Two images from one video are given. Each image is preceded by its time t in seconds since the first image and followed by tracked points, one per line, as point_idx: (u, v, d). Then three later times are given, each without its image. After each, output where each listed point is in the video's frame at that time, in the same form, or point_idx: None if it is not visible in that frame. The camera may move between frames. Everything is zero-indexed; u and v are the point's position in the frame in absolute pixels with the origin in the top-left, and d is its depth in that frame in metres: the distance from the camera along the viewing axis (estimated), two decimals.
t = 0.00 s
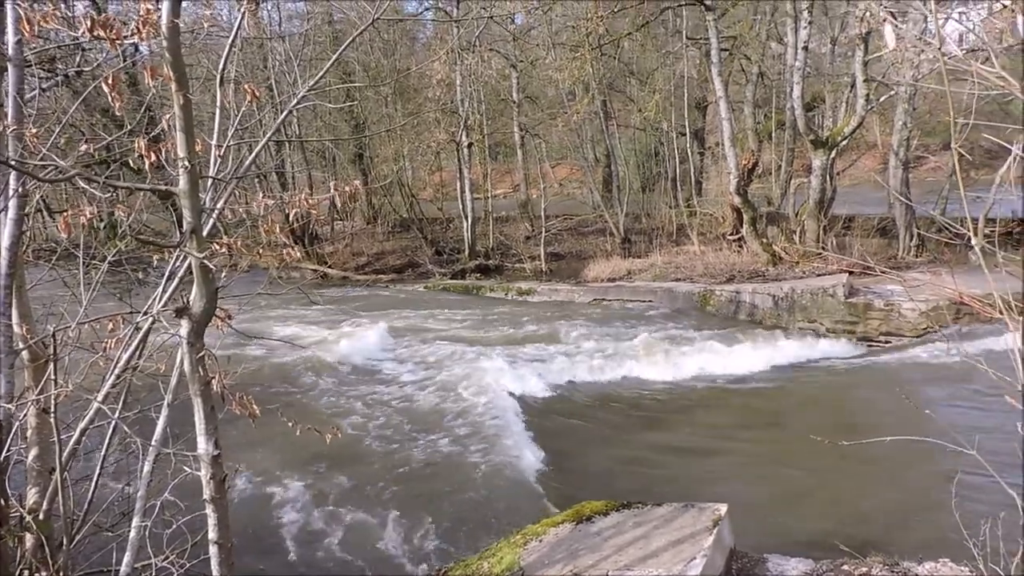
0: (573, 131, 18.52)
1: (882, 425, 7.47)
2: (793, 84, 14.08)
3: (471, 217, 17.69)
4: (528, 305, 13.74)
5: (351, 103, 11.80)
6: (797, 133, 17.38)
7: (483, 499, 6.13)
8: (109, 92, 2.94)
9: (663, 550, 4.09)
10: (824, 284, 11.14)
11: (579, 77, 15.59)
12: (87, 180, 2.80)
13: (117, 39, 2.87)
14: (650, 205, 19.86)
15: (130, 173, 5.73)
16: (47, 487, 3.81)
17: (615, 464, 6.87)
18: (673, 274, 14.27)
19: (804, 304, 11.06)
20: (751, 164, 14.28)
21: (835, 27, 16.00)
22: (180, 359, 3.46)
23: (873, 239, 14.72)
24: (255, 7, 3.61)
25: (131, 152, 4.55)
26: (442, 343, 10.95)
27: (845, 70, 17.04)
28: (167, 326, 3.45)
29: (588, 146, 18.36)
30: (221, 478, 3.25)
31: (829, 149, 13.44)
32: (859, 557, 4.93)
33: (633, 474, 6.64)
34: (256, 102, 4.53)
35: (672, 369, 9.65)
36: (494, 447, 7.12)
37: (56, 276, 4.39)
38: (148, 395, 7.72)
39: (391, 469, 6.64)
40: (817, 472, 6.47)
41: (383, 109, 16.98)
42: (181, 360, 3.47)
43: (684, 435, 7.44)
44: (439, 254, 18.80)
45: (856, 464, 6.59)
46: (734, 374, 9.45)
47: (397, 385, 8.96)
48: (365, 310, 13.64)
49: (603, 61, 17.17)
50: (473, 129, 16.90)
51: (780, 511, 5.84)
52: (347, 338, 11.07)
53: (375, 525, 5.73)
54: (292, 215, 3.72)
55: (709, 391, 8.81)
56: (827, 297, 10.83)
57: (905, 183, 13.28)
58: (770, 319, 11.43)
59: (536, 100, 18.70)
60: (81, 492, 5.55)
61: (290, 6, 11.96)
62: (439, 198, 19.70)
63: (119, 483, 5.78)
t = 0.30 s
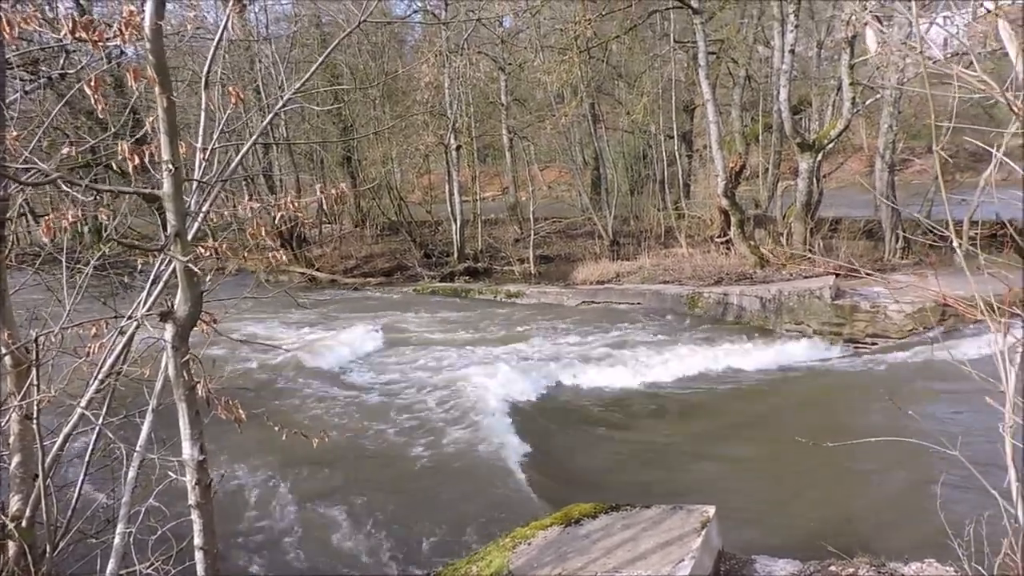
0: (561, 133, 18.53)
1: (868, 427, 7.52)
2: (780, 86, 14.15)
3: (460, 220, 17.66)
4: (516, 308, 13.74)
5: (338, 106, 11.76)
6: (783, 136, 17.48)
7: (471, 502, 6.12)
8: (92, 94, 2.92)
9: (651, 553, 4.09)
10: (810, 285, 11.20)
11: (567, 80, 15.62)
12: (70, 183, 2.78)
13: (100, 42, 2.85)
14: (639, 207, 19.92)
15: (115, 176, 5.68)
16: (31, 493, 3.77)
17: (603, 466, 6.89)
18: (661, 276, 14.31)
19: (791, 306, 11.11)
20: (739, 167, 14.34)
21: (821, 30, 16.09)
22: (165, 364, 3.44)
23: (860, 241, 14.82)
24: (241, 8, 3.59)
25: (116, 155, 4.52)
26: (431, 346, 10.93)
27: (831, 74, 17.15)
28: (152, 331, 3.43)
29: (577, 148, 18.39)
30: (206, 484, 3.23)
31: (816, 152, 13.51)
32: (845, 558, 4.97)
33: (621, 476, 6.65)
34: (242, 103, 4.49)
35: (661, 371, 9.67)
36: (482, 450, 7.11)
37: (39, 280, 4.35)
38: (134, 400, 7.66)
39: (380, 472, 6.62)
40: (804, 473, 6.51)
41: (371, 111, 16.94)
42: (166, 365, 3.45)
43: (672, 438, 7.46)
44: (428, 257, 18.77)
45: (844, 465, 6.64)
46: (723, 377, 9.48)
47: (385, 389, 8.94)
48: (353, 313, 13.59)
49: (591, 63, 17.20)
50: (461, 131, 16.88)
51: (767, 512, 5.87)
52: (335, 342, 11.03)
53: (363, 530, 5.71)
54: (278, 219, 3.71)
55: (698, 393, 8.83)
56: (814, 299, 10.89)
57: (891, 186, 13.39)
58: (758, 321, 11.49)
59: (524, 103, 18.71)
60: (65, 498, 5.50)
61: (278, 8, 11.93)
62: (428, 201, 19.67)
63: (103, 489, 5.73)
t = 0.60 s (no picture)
0: (551, 137, 18.55)
1: (857, 429, 7.56)
2: (769, 90, 14.22)
3: (451, 223, 17.64)
4: (506, 311, 13.72)
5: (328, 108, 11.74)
6: (772, 139, 17.59)
7: (461, 506, 6.11)
8: (78, 97, 2.89)
9: (641, 555, 4.10)
10: (799, 288, 11.25)
11: (557, 84, 15.65)
12: (56, 187, 2.76)
13: (86, 44, 2.83)
14: (629, 210, 19.98)
15: (102, 179, 5.64)
16: (15, 500, 3.73)
17: (594, 469, 6.88)
18: (651, 279, 14.35)
19: (780, 308, 11.16)
20: (728, 170, 14.41)
21: (809, 35, 16.18)
22: (152, 369, 3.42)
23: (848, 244, 14.92)
24: (230, 11, 3.58)
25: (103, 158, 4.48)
26: (421, 349, 10.92)
27: (819, 78, 17.26)
28: (138, 335, 3.41)
29: (567, 152, 18.41)
30: (193, 489, 3.21)
31: (804, 155, 13.58)
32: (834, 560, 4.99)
33: (611, 479, 6.65)
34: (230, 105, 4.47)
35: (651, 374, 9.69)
36: (472, 453, 7.10)
37: (24, 284, 4.31)
38: (121, 405, 7.61)
39: (369, 476, 6.60)
40: (794, 476, 6.53)
41: (361, 114, 16.91)
42: (153, 370, 3.43)
43: (663, 440, 7.46)
44: (419, 260, 18.75)
45: (834, 467, 6.66)
46: (713, 379, 9.50)
47: (375, 392, 8.91)
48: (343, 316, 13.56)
49: (580, 67, 17.24)
50: (451, 134, 16.87)
51: (757, 515, 5.88)
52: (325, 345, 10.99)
53: (353, 534, 5.69)
54: (266, 222, 3.69)
55: (688, 396, 8.84)
56: (803, 301, 10.93)
57: (879, 189, 13.48)
58: (747, 324, 11.54)
59: (514, 106, 18.72)
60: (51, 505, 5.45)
61: (266, 11, 11.90)
62: (418, 204, 19.65)
63: (90, 494, 5.68)
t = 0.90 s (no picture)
0: (538, 139, 18.57)
1: (842, 431, 7.60)
2: (755, 94, 14.27)
3: (438, 225, 17.60)
4: (493, 313, 13.72)
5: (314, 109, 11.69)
6: (758, 143, 17.70)
7: (447, 509, 6.08)
8: (60, 97, 2.87)
9: (626, 558, 4.10)
10: (784, 291, 11.30)
11: (544, 87, 15.67)
12: (37, 188, 2.74)
13: (68, 44, 2.80)
14: (615, 213, 20.04)
15: (85, 179, 5.59)
16: None
17: (580, 473, 6.87)
18: (638, 282, 14.39)
19: (765, 311, 11.21)
20: (714, 173, 14.47)
21: (795, 39, 16.29)
22: (134, 372, 3.39)
23: (833, 247, 15.03)
24: (215, 10, 3.56)
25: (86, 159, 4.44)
26: (407, 352, 10.88)
27: (805, 82, 17.38)
28: (120, 338, 3.38)
29: (554, 154, 18.43)
30: (175, 493, 3.18)
31: (790, 159, 13.66)
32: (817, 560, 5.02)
33: (598, 482, 6.64)
34: (215, 105, 4.43)
35: (638, 377, 9.70)
36: (459, 455, 7.07)
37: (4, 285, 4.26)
38: (103, 408, 7.53)
39: (355, 480, 6.57)
40: (779, 478, 6.56)
41: (348, 116, 16.85)
42: (135, 373, 3.40)
43: (649, 443, 7.47)
44: (406, 262, 18.71)
45: (819, 470, 6.70)
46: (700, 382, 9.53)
47: (361, 395, 8.87)
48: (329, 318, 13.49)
49: (568, 70, 17.27)
50: (439, 136, 16.83)
51: (742, 516, 5.90)
52: (311, 348, 10.93)
53: (337, 538, 5.65)
54: (251, 224, 3.67)
55: (676, 398, 8.86)
56: (788, 304, 10.98)
57: (863, 192, 13.59)
58: (733, 326, 11.59)
59: (502, 108, 18.74)
60: (30, 509, 5.38)
61: (253, 12, 11.83)
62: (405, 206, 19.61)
63: (69, 499, 5.62)
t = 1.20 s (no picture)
0: (527, 142, 18.60)
1: (829, 433, 7.63)
2: (742, 97, 14.34)
3: (426, 228, 17.58)
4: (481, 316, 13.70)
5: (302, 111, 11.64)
6: (745, 146, 17.79)
7: (434, 512, 6.05)
8: (43, 99, 2.84)
9: (615, 560, 4.10)
10: (771, 293, 11.35)
11: (533, 89, 15.68)
12: (20, 190, 2.71)
13: (51, 45, 2.78)
14: (604, 216, 20.10)
15: (69, 182, 5.54)
16: None
17: (568, 475, 6.86)
18: (626, 284, 14.42)
19: (753, 313, 11.26)
20: (702, 176, 14.54)
21: (781, 43, 16.40)
22: (119, 375, 3.36)
23: (820, 250, 15.12)
24: (200, 11, 3.54)
25: (70, 161, 4.41)
26: (396, 355, 10.84)
27: (791, 85, 17.49)
28: (104, 341, 3.35)
29: (543, 157, 18.47)
30: (160, 497, 3.16)
31: (777, 162, 13.73)
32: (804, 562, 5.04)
33: (587, 485, 6.63)
34: (201, 107, 4.39)
35: (626, 379, 9.71)
36: (447, 459, 7.04)
37: None
38: (87, 412, 7.46)
39: (341, 484, 6.53)
40: (766, 480, 6.58)
41: (336, 118, 16.82)
42: (119, 376, 3.37)
43: (637, 446, 7.47)
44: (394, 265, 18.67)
45: (806, 471, 6.73)
46: (688, 384, 9.55)
47: (349, 398, 8.83)
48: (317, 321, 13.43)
49: (556, 72, 17.30)
50: (428, 139, 16.80)
51: (730, 519, 5.91)
52: (298, 351, 10.88)
53: (323, 542, 5.62)
54: (237, 227, 3.64)
55: (664, 400, 8.87)
56: (775, 306, 11.03)
57: (850, 195, 13.68)
58: (720, 328, 11.63)
59: (490, 111, 18.75)
60: (12, 515, 5.33)
61: (240, 13, 11.78)
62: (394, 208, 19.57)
63: (52, 505, 5.56)
